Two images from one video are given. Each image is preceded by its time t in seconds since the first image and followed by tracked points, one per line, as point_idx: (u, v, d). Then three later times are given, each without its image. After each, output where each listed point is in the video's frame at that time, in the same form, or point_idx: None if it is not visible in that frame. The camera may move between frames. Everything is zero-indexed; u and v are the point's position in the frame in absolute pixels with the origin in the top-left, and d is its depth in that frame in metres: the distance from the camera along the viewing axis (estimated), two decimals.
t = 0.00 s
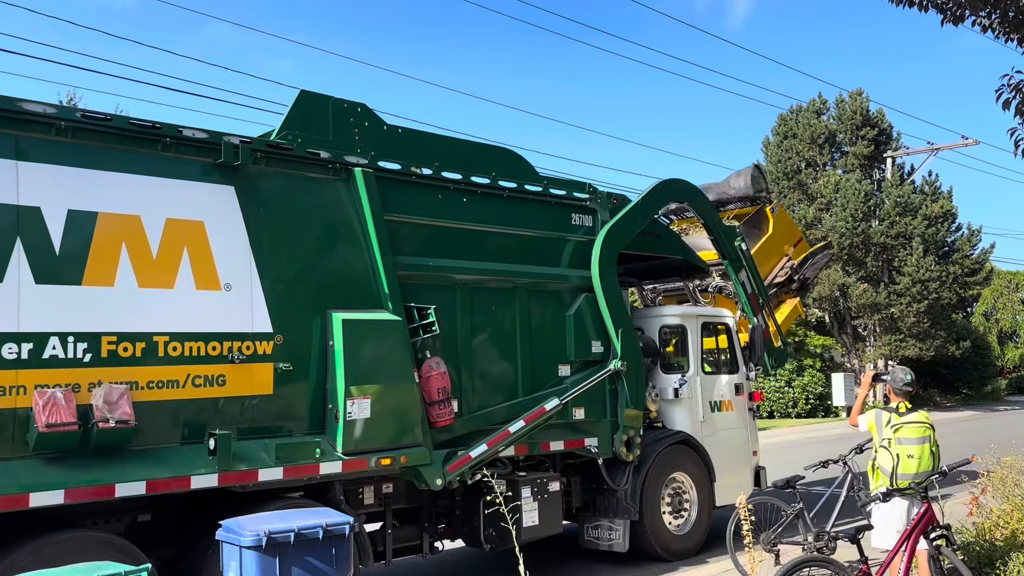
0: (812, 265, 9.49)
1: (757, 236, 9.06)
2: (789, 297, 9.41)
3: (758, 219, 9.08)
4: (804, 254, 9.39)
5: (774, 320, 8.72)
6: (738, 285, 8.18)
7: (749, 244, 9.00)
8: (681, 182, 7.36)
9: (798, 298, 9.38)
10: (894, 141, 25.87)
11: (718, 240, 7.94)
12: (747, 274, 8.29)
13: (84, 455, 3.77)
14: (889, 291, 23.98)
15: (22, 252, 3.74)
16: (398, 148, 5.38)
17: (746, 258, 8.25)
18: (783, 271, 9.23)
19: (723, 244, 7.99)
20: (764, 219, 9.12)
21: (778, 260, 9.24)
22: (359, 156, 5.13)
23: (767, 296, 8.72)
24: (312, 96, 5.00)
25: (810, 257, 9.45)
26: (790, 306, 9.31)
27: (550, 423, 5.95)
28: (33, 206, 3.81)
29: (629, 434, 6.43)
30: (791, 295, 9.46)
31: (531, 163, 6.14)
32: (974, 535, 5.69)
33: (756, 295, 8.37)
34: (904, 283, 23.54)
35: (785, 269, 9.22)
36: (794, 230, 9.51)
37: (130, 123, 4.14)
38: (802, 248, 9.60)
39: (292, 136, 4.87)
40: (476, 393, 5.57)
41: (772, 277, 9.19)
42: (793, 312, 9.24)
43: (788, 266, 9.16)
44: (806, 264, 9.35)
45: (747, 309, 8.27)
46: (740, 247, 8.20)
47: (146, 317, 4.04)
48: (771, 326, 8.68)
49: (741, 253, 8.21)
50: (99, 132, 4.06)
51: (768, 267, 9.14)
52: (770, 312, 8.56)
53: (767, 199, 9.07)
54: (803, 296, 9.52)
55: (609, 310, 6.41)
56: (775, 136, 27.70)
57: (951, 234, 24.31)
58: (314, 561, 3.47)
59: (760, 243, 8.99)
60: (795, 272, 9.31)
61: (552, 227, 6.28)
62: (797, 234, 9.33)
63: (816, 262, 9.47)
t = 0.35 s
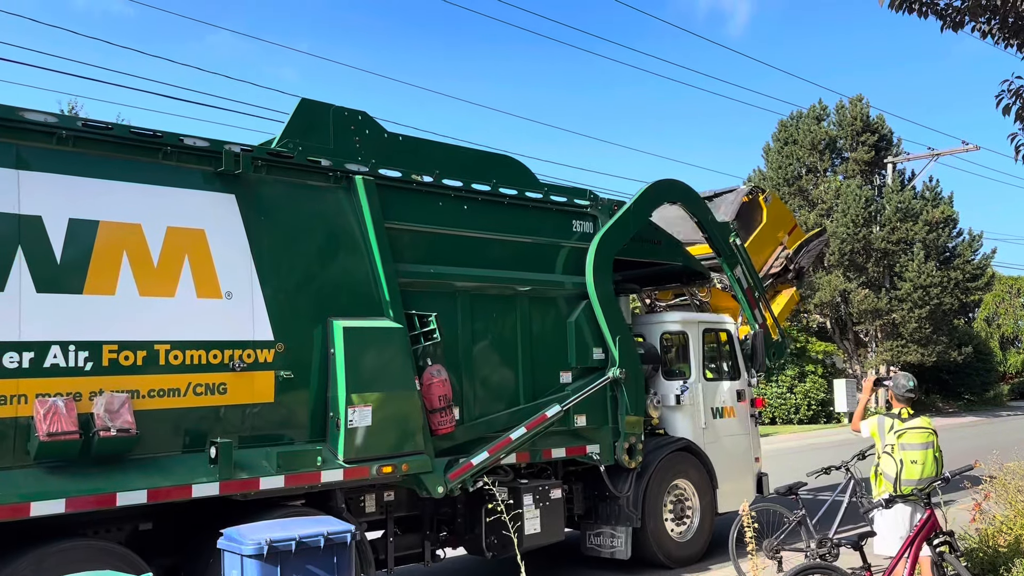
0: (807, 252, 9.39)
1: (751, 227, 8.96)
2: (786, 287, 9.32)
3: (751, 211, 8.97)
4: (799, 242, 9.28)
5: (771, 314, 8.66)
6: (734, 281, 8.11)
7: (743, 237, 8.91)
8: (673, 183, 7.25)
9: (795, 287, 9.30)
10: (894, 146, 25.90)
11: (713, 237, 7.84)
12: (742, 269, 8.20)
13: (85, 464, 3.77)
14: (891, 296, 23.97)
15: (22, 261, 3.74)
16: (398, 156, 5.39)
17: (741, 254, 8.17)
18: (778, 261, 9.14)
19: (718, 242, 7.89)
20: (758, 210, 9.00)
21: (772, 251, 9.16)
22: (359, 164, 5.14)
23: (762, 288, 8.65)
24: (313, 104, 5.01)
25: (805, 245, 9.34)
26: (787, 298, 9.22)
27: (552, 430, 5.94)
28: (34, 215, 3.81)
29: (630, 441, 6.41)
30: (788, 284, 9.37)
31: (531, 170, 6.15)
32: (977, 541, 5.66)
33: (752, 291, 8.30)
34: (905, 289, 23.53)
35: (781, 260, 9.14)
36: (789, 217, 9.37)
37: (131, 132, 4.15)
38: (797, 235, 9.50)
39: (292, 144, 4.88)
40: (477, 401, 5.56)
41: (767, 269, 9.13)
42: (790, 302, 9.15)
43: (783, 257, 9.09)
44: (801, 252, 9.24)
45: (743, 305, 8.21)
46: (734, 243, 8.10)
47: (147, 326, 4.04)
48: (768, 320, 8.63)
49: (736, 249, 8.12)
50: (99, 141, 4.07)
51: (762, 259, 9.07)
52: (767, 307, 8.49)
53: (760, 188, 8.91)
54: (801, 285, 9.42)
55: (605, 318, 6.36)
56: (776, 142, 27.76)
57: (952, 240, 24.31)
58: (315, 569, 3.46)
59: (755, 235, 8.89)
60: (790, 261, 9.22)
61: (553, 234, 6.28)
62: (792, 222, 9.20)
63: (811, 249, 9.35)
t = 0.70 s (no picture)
0: (801, 240, 9.37)
1: (744, 219, 8.90)
2: (781, 277, 9.31)
3: (744, 202, 8.89)
4: (793, 231, 9.25)
5: (768, 308, 8.68)
6: (729, 276, 8.15)
7: (737, 229, 8.87)
8: (670, 184, 7.13)
9: (790, 277, 9.30)
10: (896, 152, 25.91)
11: (706, 235, 7.85)
12: (736, 265, 8.23)
13: (86, 472, 3.77)
14: (893, 302, 23.94)
15: (24, 270, 3.75)
16: (400, 163, 5.41)
17: (735, 249, 8.19)
18: (772, 251, 9.12)
19: (712, 239, 7.90)
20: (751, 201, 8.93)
21: (766, 241, 9.14)
22: (361, 171, 5.16)
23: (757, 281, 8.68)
24: (314, 113, 5.03)
25: (799, 233, 9.32)
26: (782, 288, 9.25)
27: (554, 437, 5.93)
28: (36, 223, 3.83)
29: (632, 448, 6.41)
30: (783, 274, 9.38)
31: (532, 177, 6.16)
32: (980, 548, 5.65)
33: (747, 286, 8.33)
34: (907, 294, 23.51)
35: (775, 250, 9.12)
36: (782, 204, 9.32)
37: (133, 140, 4.17)
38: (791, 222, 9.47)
39: (293, 152, 4.89)
40: (479, 408, 5.56)
41: (761, 260, 9.12)
42: (785, 292, 9.18)
43: (777, 247, 9.08)
44: (795, 241, 9.22)
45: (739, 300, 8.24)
46: (727, 240, 8.13)
47: (149, 334, 4.04)
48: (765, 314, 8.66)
49: (730, 245, 8.14)
50: (101, 150, 4.08)
51: (756, 250, 9.05)
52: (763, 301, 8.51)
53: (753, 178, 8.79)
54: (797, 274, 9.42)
55: (602, 325, 6.32)
56: (777, 148, 27.79)
57: (953, 245, 24.32)
58: None
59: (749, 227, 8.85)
60: (785, 251, 9.20)
61: (554, 240, 6.29)
62: (786, 210, 9.15)
63: (805, 237, 9.32)
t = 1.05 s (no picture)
0: (797, 229, 9.33)
1: (740, 211, 8.89)
2: (778, 267, 9.27)
3: (738, 194, 8.86)
4: (789, 220, 9.23)
5: (767, 302, 8.58)
6: (727, 274, 7.97)
7: (732, 221, 8.85)
8: (665, 186, 7.12)
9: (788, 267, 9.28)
10: (898, 157, 25.90)
11: (703, 234, 7.67)
12: (735, 262, 8.05)
13: (90, 479, 3.78)
14: (896, 308, 23.89)
15: (29, 279, 3.76)
16: (403, 170, 5.43)
17: (733, 246, 8.01)
18: (769, 242, 9.11)
19: (708, 238, 7.71)
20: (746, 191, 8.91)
21: (763, 232, 9.12)
22: (364, 179, 5.17)
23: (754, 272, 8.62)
24: (317, 121, 5.05)
25: (796, 222, 9.30)
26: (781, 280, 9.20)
27: (557, 443, 5.92)
28: (41, 232, 3.84)
29: (636, 455, 6.39)
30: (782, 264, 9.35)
31: (534, 184, 6.17)
32: (985, 554, 5.62)
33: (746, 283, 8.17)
34: (911, 300, 23.47)
35: (771, 241, 9.10)
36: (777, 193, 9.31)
37: (137, 149, 4.19)
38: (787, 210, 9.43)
39: (297, 160, 4.91)
40: (482, 415, 5.56)
41: (758, 251, 9.09)
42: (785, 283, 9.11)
43: (774, 238, 9.06)
44: (792, 230, 9.18)
45: (739, 297, 8.11)
46: (724, 236, 7.91)
47: (152, 342, 4.05)
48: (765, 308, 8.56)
49: (727, 242, 7.95)
50: (106, 158, 4.11)
51: (753, 241, 9.04)
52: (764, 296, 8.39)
53: (746, 169, 8.78)
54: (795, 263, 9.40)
55: (602, 335, 6.28)
56: (780, 154, 27.82)
57: (957, 251, 24.30)
58: None
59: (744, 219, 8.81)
60: (782, 242, 9.18)
61: (556, 247, 6.29)
62: (781, 199, 9.13)
63: (802, 226, 9.30)
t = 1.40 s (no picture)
0: (794, 218, 9.20)
1: (734, 204, 8.77)
2: (776, 258, 9.14)
3: (731, 186, 8.76)
4: (785, 209, 9.10)
5: (767, 296, 8.47)
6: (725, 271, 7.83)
7: (728, 213, 8.73)
8: (663, 187, 6.99)
9: (786, 258, 9.13)
10: (902, 163, 25.87)
11: (700, 235, 7.50)
12: (732, 258, 7.90)
13: (96, 487, 3.78)
14: (901, 313, 23.83)
15: (35, 288, 3.78)
16: (407, 178, 5.44)
17: (730, 242, 7.84)
18: (766, 233, 8.97)
19: (705, 236, 7.56)
20: (740, 182, 8.79)
21: (759, 223, 8.99)
22: (368, 186, 5.19)
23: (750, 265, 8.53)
24: (321, 129, 5.07)
25: (792, 211, 9.15)
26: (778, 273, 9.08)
27: (562, 450, 5.92)
28: (47, 241, 3.86)
29: (641, 462, 6.37)
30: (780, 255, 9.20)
31: (538, 191, 6.18)
32: (992, 561, 5.61)
33: (745, 279, 8.05)
34: (916, 306, 23.41)
35: (769, 231, 8.96)
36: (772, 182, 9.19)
37: (142, 157, 4.21)
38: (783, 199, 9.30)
39: (301, 168, 4.93)
40: (487, 422, 5.55)
41: (755, 242, 8.96)
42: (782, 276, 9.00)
43: (771, 228, 8.92)
44: (788, 219, 9.05)
45: (739, 293, 8.00)
46: (721, 232, 7.75)
47: (157, 350, 4.06)
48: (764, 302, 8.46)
49: (724, 238, 7.77)
50: (111, 167, 4.13)
51: (749, 232, 8.90)
52: (763, 290, 8.27)
53: (739, 159, 8.67)
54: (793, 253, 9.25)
55: (601, 346, 6.18)
56: (783, 160, 27.80)
57: (962, 256, 24.26)
58: None
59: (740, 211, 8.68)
60: (779, 232, 9.04)
61: (561, 254, 6.30)
62: (776, 186, 9.00)
63: (798, 215, 9.16)
